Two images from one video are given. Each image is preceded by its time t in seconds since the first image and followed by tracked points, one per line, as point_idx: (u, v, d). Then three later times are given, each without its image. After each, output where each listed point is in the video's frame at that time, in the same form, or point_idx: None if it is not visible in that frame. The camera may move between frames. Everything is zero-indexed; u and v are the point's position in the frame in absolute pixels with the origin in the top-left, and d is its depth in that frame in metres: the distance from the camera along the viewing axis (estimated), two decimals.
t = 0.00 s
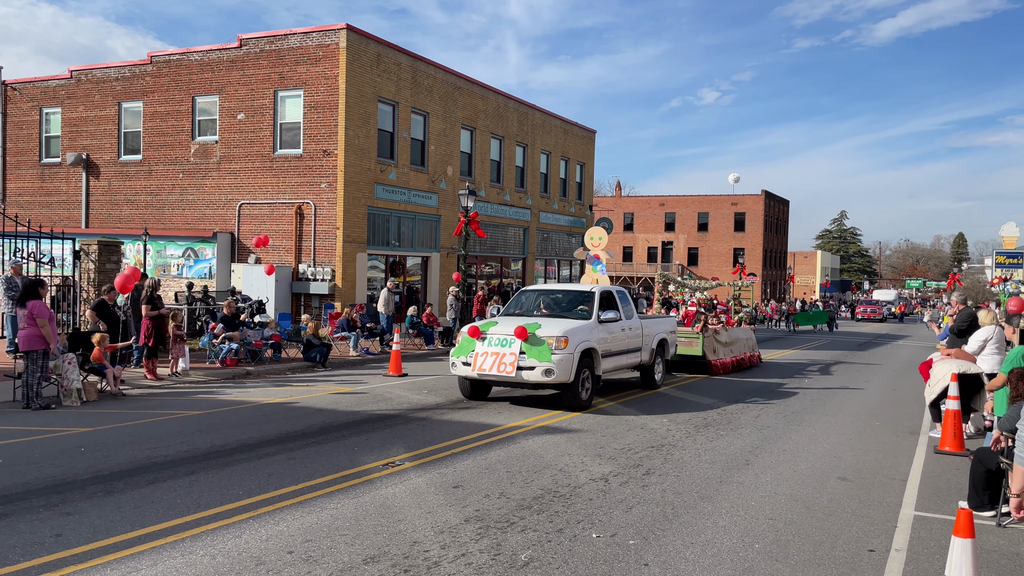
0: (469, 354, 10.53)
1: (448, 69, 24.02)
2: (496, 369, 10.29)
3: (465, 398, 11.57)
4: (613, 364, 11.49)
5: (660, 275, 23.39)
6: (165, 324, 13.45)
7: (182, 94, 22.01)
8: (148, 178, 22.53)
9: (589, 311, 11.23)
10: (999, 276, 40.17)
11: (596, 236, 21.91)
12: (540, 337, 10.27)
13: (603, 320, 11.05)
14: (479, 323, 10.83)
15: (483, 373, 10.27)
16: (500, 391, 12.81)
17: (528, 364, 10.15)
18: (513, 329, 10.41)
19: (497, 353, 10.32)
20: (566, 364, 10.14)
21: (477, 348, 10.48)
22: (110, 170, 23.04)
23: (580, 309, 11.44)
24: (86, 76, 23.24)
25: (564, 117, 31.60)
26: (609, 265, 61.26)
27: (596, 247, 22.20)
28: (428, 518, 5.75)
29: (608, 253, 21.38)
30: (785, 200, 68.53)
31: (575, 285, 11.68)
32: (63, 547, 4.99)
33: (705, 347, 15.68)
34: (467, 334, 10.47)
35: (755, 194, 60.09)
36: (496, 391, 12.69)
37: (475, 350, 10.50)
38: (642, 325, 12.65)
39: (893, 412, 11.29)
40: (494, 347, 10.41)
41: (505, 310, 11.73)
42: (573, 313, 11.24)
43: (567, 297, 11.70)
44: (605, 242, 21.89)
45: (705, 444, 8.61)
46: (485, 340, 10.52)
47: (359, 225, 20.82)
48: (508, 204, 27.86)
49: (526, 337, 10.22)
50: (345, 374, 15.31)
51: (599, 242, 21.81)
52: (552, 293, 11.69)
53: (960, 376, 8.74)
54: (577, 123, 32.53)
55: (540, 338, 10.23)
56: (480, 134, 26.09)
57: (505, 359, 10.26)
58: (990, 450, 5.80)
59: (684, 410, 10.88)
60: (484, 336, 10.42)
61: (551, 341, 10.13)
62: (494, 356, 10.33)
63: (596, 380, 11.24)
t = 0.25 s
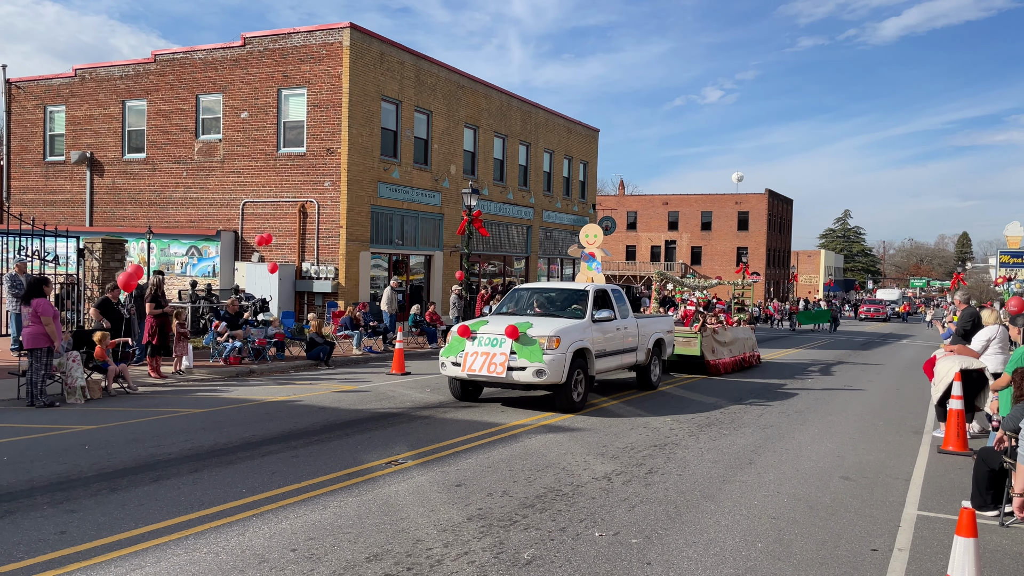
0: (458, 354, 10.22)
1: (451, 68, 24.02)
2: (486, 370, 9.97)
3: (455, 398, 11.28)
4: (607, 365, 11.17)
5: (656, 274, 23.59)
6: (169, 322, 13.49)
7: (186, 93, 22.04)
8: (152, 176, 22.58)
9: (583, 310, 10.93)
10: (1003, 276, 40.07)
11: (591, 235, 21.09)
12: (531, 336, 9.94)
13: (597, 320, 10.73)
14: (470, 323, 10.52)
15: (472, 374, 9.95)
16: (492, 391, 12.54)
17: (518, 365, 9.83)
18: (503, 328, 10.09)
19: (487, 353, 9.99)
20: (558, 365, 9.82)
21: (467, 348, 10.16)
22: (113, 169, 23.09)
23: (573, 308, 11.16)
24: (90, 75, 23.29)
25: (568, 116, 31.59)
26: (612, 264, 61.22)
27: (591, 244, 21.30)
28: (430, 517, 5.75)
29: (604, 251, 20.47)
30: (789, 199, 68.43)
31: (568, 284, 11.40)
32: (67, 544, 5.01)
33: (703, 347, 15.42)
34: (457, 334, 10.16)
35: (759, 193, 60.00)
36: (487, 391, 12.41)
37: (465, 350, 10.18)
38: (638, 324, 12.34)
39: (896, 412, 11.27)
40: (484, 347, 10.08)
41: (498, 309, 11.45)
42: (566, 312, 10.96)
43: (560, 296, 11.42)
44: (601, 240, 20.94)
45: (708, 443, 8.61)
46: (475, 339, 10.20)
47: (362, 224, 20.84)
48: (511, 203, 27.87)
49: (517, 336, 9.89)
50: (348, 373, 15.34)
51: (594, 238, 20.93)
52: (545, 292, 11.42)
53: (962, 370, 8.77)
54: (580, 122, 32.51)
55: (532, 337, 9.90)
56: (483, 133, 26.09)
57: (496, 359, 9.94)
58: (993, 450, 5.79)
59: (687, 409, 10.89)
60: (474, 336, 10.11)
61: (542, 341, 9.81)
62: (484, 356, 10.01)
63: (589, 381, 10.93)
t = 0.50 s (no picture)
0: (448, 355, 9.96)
1: (456, 68, 24.04)
2: (477, 372, 9.71)
3: (446, 401, 11.05)
4: (601, 367, 10.93)
5: (655, 274, 23.74)
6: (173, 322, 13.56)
7: (191, 92, 22.08)
8: (157, 176, 22.63)
9: (577, 310, 10.68)
10: (1008, 277, 39.96)
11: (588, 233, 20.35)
12: (523, 337, 9.69)
13: (591, 320, 10.49)
14: (460, 323, 10.25)
15: (462, 376, 9.69)
16: (484, 393, 12.30)
17: (510, 366, 9.57)
18: (494, 329, 9.83)
19: (477, 355, 9.73)
20: (550, 367, 9.57)
21: (456, 349, 9.90)
22: (118, 168, 23.16)
23: (567, 308, 10.91)
24: (95, 75, 23.35)
25: (572, 116, 31.58)
26: (616, 263, 61.18)
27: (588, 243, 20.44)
28: (434, 517, 5.76)
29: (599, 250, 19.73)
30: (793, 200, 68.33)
31: (562, 283, 11.15)
32: (71, 542, 5.03)
33: (704, 348, 14.85)
34: (446, 335, 9.90)
35: (763, 193, 59.92)
36: (480, 392, 12.18)
37: (455, 351, 9.92)
38: (634, 325, 12.08)
39: (901, 412, 11.25)
40: (475, 348, 9.82)
41: (490, 309, 11.20)
42: (560, 312, 10.71)
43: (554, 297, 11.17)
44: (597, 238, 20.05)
45: (712, 443, 8.61)
46: (465, 340, 9.94)
47: (367, 223, 20.87)
48: (515, 203, 27.87)
49: (508, 337, 9.63)
50: (352, 372, 15.38)
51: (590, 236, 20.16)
52: (538, 292, 11.16)
53: (967, 367, 8.77)
54: (585, 122, 32.51)
55: (523, 338, 9.64)
56: (487, 133, 26.09)
57: (486, 361, 9.68)
58: (998, 450, 5.76)
59: (690, 409, 10.88)
60: (464, 337, 9.85)
61: (534, 342, 9.55)
62: (474, 357, 9.75)
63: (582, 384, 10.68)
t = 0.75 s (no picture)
0: (437, 358, 9.68)
1: (460, 68, 24.04)
2: (466, 374, 9.44)
3: (437, 403, 10.80)
4: (596, 369, 10.61)
5: (654, 274, 23.88)
6: (178, 322, 13.57)
7: (196, 93, 22.14)
8: (162, 176, 22.68)
9: (572, 310, 10.37)
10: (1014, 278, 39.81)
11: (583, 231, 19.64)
12: (514, 338, 9.41)
13: (585, 321, 10.17)
14: (450, 324, 9.97)
15: (451, 379, 9.41)
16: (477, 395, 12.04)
17: (499, 368, 9.29)
18: (484, 330, 9.56)
19: (467, 356, 9.46)
20: (541, 369, 9.27)
21: (446, 350, 9.62)
22: (123, 168, 23.22)
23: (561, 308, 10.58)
24: (100, 75, 23.41)
25: (576, 116, 31.56)
26: (620, 264, 61.14)
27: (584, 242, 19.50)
28: (438, 517, 5.76)
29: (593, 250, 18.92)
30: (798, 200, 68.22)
31: (556, 283, 10.84)
32: (75, 542, 5.04)
33: (703, 349, 14.70)
34: (435, 336, 9.64)
35: (768, 193, 59.84)
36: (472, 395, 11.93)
37: (444, 353, 9.64)
38: (631, 326, 11.75)
39: (906, 413, 11.21)
40: (464, 349, 9.56)
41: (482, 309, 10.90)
42: (553, 312, 10.39)
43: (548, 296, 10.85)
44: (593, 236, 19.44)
45: (716, 444, 8.60)
46: (454, 342, 9.66)
47: (371, 223, 20.89)
48: (519, 203, 27.86)
49: (498, 338, 9.36)
50: (357, 372, 15.40)
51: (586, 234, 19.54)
52: (531, 292, 10.85)
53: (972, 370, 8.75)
54: (589, 122, 32.48)
55: (514, 339, 9.36)
56: (491, 133, 26.09)
57: (476, 363, 9.41)
58: (1003, 451, 5.74)
59: (694, 410, 10.87)
60: (454, 338, 9.59)
61: (525, 343, 9.27)
62: (463, 359, 9.47)
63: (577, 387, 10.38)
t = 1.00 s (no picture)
0: (429, 358, 9.49)
1: (467, 68, 24.06)
2: (459, 376, 9.24)
3: (429, 405, 10.60)
4: (594, 370, 10.39)
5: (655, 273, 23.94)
6: (186, 321, 13.60)
7: (204, 93, 22.22)
8: (171, 176, 22.77)
9: (568, 310, 10.13)
10: None
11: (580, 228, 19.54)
12: (508, 339, 9.21)
13: (582, 321, 9.93)
14: (442, 323, 9.76)
15: (443, 380, 9.23)
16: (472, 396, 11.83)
17: (493, 370, 9.09)
18: (477, 330, 9.35)
19: (459, 357, 9.26)
20: (536, 370, 9.07)
21: (438, 351, 9.42)
22: (133, 168, 23.34)
23: (557, 308, 10.34)
24: (110, 75, 23.54)
25: (583, 115, 31.52)
26: (627, 263, 61.06)
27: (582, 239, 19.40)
28: (446, 516, 5.77)
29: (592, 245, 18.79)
30: (807, 199, 67.99)
31: (552, 281, 10.59)
32: (86, 539, 5.08)
33: (706, 350, 14.33)
34: (427, 336, 9.43)
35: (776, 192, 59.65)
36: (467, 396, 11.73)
37: (436, 354, 9.44)
38: (630, 326, 11.49)
39: (915, 413, 11.15)
40: (457, 350, 9.35)
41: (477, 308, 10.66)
42: (549, 311, 10.15)
43: (544, 295, 10.60)
44: (591, 234, 19.34)
45: (724, 443, 8.58)
46: (447, 342, 9.45)
47: (378, 223, 20.94)
48: (527, 203, 27.86)
49: (491, 339, 9.15)
50: (365, 372, 15.44)
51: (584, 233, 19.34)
52: (527, 291, 10.61)
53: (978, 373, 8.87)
54: (596, 121, 32.43)
55: (508, 340, 9.16)
56: (499, 132, 26.09)
57: (469, 364, 9.21)
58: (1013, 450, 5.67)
59: (703, 410, 10.85)
60: (446, 338, 9.38)
61: (519, 344, 9.07)
62: (456, 360, 9.27)
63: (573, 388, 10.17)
